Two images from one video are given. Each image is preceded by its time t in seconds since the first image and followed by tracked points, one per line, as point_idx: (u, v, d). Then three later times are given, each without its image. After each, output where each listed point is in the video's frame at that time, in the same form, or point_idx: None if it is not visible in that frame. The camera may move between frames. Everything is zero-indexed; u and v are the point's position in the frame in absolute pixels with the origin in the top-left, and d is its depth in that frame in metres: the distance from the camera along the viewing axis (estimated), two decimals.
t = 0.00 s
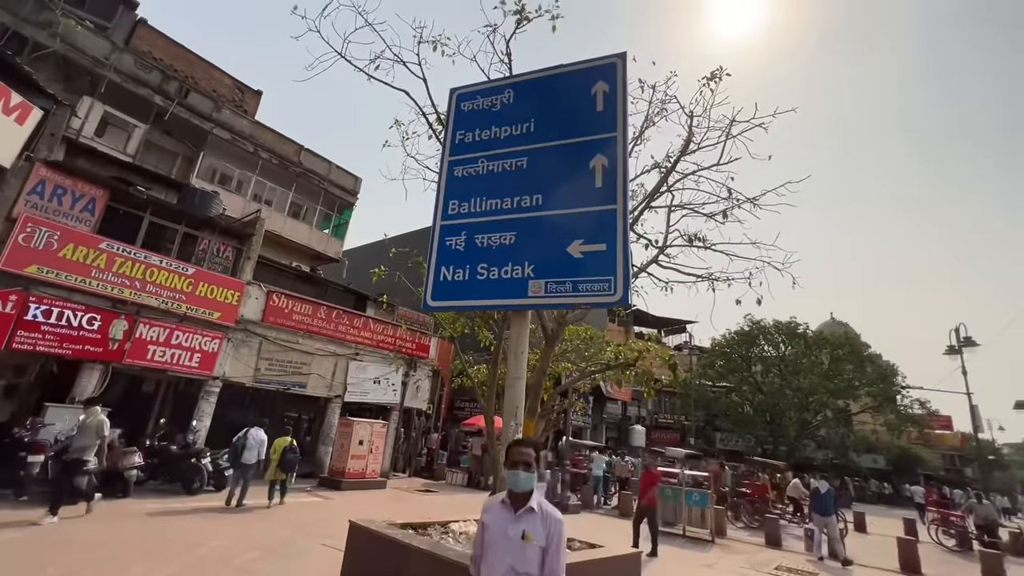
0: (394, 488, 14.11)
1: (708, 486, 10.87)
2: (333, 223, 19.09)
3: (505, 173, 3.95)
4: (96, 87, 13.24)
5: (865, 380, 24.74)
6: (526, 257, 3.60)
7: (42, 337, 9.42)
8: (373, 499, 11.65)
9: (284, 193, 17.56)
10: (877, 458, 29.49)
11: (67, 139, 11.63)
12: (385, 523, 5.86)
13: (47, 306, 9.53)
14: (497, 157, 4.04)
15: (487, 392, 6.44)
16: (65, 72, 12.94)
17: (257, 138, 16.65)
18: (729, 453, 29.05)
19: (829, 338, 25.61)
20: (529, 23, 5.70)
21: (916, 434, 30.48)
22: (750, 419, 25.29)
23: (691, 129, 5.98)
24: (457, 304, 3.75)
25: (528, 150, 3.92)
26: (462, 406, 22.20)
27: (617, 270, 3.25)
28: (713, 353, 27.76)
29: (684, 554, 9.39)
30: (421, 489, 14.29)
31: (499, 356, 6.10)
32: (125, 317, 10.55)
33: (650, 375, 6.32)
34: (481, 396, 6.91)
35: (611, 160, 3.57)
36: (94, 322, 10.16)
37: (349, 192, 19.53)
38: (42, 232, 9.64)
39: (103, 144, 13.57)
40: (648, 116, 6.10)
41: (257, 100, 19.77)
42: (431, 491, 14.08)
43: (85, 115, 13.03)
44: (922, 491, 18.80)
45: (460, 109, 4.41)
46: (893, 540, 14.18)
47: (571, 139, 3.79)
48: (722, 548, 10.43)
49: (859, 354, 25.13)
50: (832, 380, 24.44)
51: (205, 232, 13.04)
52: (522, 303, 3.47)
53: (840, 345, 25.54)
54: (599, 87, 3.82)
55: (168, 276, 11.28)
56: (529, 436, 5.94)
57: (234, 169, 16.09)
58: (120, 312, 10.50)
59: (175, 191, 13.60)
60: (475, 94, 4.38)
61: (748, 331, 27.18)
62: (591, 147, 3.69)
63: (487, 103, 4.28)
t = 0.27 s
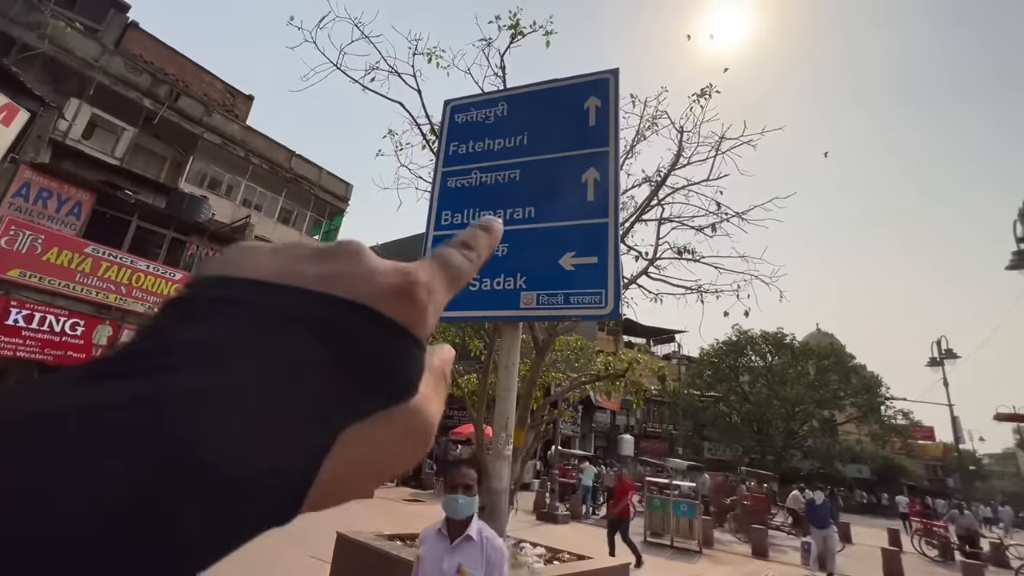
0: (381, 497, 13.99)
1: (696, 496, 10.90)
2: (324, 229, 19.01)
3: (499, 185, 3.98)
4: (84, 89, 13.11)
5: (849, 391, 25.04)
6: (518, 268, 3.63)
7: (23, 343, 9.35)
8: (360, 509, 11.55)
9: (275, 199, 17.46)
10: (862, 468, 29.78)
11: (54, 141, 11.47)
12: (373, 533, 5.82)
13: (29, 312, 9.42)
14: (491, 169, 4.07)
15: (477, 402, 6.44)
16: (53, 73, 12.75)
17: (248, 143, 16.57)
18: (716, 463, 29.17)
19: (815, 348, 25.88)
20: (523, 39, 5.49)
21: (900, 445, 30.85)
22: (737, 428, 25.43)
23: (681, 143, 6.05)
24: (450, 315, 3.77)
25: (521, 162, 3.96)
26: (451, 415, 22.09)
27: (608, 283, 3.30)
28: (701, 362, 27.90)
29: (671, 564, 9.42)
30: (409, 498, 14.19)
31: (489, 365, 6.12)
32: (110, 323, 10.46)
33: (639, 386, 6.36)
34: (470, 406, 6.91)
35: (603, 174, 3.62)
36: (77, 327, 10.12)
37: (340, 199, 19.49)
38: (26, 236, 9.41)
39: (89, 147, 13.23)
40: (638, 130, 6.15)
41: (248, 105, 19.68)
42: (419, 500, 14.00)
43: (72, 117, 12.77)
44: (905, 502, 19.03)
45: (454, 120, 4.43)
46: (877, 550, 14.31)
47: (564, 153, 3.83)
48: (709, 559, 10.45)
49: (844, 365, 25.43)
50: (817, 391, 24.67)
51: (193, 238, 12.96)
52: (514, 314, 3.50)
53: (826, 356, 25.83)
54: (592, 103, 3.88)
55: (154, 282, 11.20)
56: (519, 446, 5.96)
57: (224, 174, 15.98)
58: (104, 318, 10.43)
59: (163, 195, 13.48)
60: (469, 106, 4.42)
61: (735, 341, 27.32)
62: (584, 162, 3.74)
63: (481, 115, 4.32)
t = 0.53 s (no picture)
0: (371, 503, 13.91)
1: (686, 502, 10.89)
2: (315, 233, 18.96)
3: (492, 191, 3.99)
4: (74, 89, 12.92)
5: (838, 397, 25.23)
6: (511, 273, 3.63)
7: (7, 346, 9.12)
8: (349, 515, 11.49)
9: (266, 202, 17.39)
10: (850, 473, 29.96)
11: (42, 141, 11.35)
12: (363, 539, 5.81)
13: (13, 314, 9.18)
14: (485, 174, 4.09)
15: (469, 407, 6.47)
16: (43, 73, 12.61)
17: (240, 146, 16.48)
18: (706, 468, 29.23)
19: (804, 354, 26.05)
20: (516, 44, 5.87)
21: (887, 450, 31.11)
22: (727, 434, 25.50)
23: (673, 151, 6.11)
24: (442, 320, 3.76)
25: (515, 168, 3.98)
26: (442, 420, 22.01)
27: (600, 287, 3.31)
28: (691, 368, 27.97)
29: (662, 570, 9.40)
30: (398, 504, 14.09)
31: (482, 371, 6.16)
32: (96, 326, 10.20)
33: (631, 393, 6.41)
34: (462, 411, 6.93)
35: (595, 180, 3.65)
36: (62, 330, 9.86)
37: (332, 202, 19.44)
38: (11, 238, 9.27)
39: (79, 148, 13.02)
40: (631, 138, 6.23)
41: (241, 107, 19.60)
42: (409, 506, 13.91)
43: (60, 117, 12.53)
44: (892, 507, 19.17)
45: (448, 126, 4.45)
46: (865, 556, 14.35)
47: (557, 159, 3.85)
48: (698, 564, 10.45)
49: (832, 371, 25.62)
50: (806, 397, 24.82)
51: (183, 240, 12.74)
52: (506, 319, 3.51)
53: (815, 361, 26.02)
54: (585, 110, 3.92)
55: (142, 284, 10.97)
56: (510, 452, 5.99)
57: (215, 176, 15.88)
58: (90, 321, 10.15)
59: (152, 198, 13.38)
60: (463, 112, 4.44)
61: (725, 346, 27.40)
62: (576, 168, 3.77)
63: (475, 121, 4.34)
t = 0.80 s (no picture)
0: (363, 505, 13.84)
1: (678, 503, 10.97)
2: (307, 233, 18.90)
3: (486, 193, 4.01)
4: (63, 87, 12.89)
5: (827, 398, 25.51)
6: (506, 275, 3.67)
7: None
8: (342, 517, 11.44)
9: (258, 202, 17.27)
10: (839, 474, 30.28)
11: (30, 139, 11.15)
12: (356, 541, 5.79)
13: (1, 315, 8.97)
14: (479, 176, 4.10)
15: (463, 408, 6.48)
16: (31, 71, 12.37)
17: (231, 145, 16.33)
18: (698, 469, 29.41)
19: (794, 356, 26.31)
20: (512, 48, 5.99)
21: (875, 451, 31.48)
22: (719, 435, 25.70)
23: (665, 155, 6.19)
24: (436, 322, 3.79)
25: (510, 170, 3.99)
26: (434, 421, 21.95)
27: (593, 291, 3.39)
28: (683, 369, 28.14)
29: (653, 570, 9.49)
30: (391, 506, 14.06)
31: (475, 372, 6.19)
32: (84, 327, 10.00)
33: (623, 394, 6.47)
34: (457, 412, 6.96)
35: (589, 184, 3.69)
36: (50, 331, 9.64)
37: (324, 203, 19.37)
38: None
39: (68, 146, 12.92)
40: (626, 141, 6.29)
41: (232, 106, 19.48)
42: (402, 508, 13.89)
43: (49, 115, 12.48)
44: (880, 507, 19.40)
45: (443, 128, 4.45)
46: (854, 556, 14.54)
47: (553, 162, 3.88)
48: (690, 565, 10.54)
49: (822, 373, 25.89)
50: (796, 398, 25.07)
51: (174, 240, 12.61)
52: (500, 321, 3.57)
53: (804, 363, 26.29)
54: (580, 113, 3.95)
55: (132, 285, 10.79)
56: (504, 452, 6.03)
57: (206, 176, 15.77)
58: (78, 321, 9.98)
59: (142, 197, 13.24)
60: (458, 114, 4.44)
61: (717, 349, 27.57)
62: (571, 171, 3.80)
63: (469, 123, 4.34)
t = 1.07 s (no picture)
0: (360, 502, 13.84)
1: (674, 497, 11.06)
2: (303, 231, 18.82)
3: (485, 191, 4.01)
4: (53, 83, 12.87)
5: (820, 393, 25.75)
6: (505, 273, 3.69)
7: None
8: (340, 514, 11.45)
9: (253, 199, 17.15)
10: (832, 468, 30.57)
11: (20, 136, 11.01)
12: (355, 539, 5.79)
13: None
14: (477, 174, 4.10)
15: (461, 405, 6.47)
16: (21, 68, 12.55)
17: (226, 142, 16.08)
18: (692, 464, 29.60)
19: (788, 352, 26.53)
20: (510, 44, 5.96)
21: (867, 445, 31.82)
22: (714, 431, 25.88)
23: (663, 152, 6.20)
24: (435, 320, 3.80)
25: (508, 168, 3.99)
26: (431, 418, 21.96)
27: (592, 288, 3.43)
28: (678, 366, 28.28)
29: (650, 565, 9.57)
30: (388, 503, 14.08)
31: (473, 369, 6.19)
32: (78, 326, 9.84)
33: (621, 390, 6.49)
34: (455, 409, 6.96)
35: (588, 181, 3.71)
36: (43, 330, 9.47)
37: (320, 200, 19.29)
38: None
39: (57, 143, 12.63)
40: (623, 138, 6.32)
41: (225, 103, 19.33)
42: (399, 505, 13.87)
43: (39, 111, 12.22)
44: (873, 501, 19.64)
45: (440, 125, 4.44)
46: (846, 548, 14.74)
47: (551, 160, 3.89)
48: (686, 559, 10.62)
49: (815, 368, 26.13)
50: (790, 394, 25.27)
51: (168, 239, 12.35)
52: (500, 318, 3.58)
53: (798, 359, 26.51)
54: (577, 111, 3.96)
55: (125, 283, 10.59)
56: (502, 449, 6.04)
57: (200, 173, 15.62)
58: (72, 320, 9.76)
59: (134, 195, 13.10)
60: (455, 111, 4.43)
61: (711, 345, 27.69)
62: (569, 168, 3.81)
63: (467, 120, 4.34)
